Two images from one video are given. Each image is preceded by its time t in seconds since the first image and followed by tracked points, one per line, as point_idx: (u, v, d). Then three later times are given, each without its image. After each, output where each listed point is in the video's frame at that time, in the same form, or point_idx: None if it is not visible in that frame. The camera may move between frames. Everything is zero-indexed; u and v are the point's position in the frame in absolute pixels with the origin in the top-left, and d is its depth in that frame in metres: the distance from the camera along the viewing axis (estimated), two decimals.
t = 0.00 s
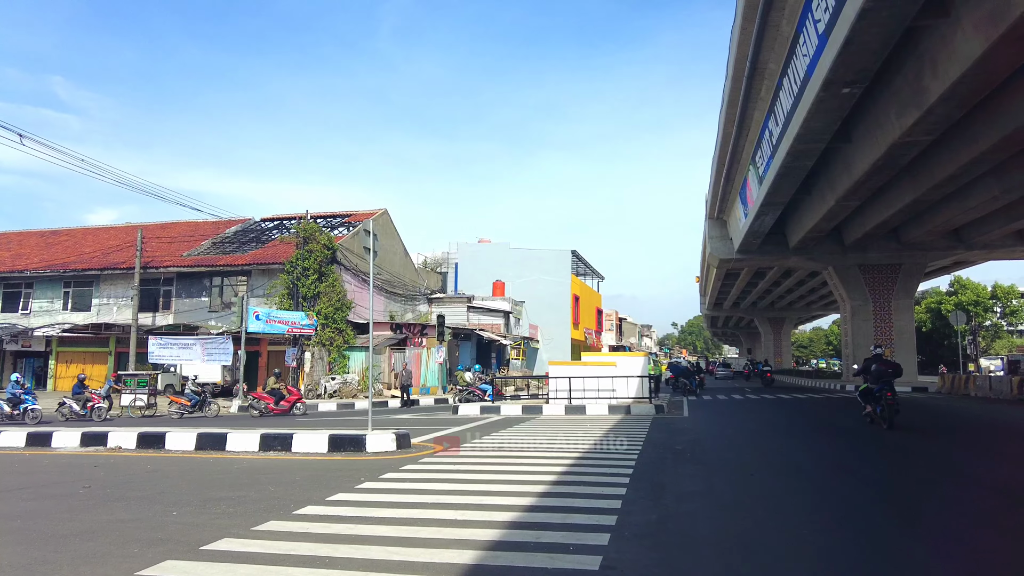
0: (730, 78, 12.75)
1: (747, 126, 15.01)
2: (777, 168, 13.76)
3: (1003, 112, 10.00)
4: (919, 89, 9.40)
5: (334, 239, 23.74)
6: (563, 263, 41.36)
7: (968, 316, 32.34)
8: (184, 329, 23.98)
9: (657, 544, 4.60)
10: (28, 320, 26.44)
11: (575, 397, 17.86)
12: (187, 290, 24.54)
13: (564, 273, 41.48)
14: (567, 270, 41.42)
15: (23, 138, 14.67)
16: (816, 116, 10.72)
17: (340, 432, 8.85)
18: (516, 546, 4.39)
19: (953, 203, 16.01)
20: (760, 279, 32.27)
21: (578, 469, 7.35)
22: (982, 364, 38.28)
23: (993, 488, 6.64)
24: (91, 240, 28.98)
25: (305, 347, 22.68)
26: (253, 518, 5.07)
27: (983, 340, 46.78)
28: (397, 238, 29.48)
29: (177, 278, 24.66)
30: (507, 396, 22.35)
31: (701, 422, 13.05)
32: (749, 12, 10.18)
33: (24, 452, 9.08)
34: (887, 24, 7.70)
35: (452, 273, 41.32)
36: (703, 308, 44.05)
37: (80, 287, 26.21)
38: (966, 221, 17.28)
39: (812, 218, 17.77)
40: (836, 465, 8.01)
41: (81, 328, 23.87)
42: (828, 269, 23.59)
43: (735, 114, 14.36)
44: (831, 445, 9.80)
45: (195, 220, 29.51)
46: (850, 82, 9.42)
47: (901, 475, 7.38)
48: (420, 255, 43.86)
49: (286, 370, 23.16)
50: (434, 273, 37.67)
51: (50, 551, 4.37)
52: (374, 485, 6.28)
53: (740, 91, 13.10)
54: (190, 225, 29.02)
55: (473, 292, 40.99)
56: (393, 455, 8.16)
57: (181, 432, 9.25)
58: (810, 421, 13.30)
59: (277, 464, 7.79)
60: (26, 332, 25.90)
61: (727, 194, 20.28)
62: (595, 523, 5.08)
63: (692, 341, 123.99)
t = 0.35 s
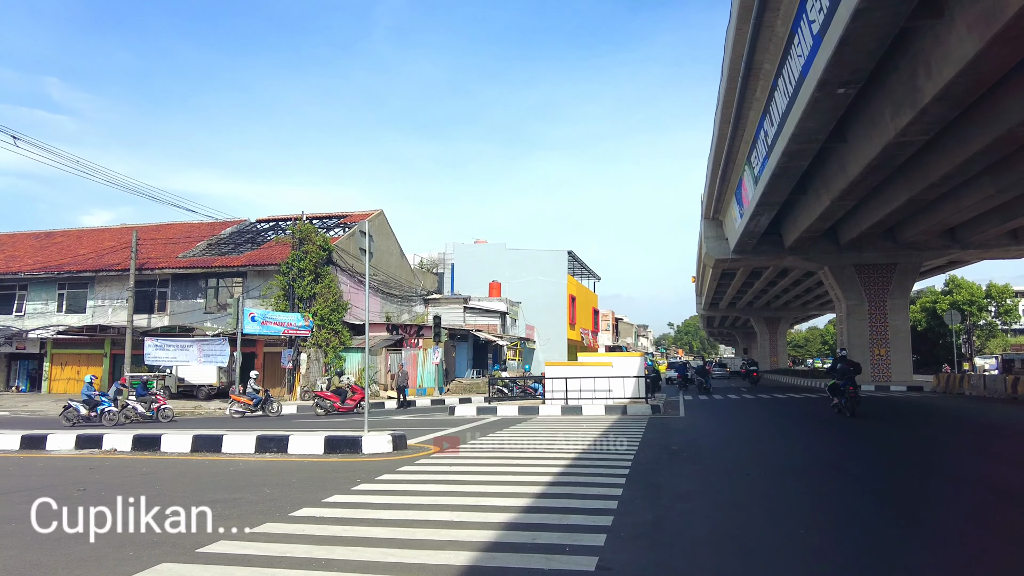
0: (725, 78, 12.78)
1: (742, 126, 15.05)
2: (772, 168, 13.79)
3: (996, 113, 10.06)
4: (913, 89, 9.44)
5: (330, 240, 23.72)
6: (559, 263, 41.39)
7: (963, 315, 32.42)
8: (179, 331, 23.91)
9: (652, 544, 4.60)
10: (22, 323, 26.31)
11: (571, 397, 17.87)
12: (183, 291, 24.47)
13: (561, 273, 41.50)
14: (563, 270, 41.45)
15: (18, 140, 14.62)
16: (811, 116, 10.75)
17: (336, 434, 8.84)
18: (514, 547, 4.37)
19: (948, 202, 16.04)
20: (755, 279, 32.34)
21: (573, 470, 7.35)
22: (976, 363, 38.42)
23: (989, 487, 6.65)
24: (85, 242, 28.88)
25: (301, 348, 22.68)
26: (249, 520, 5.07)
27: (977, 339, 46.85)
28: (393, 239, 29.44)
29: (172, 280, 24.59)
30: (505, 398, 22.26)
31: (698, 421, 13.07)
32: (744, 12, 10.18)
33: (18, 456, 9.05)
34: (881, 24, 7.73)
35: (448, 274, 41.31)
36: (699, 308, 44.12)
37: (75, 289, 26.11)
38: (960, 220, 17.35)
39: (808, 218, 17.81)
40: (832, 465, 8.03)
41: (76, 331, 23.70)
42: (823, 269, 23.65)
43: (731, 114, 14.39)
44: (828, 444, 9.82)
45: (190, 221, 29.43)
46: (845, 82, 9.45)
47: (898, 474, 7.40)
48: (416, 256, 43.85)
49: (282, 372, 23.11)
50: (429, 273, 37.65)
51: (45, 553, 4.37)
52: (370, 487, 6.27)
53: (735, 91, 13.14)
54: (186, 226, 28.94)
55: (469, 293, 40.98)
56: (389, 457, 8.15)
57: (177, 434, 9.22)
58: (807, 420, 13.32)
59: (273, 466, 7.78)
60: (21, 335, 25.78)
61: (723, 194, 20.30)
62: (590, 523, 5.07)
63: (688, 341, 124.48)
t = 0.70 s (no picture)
0: (721, 83, 12.82)
1: (738, 131, 15.09)
2: (768, 173, 13.84)
3: (990, 120, 10.13)
4: (908, 96, 9.49)
5: (326, 242, 23.67)
6: (555, 267, 41.43)
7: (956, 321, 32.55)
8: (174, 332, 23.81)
9: (646, 549, 4.59)
10: (15, 323, 26.19)
11: (566, 400, 17.87)
12: (178, 292, 24.40)
13: (557, 276, 41.54)
14: (559, 273, 41.50)
15: (12, 139, 14.56)
16: (806, 122, 10.79)
17: (331, 437, 8.81)
18: (509, 553, 4.36)
19: (942, 209, 16.12)
20: (750, 283, 32.43)
21: (568, 475, 7.33)
22: (969, 368, 38.56)
23: (983, 492, 6.67)
24: (80, 242, 28.77)
25: (296, 350, 22.53)
26: (243, 524, 5.05)
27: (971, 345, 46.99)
28: (389, 241, 29.41)
29: (167, 281, 24.51)
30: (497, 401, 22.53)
31: (693, 426, 13.07)
32: (740, 18, 10.21)
33: (9, 457, 8.98)
34: (877, 30, 7.76)
35: (444, 276, 41.31)
36: (694, 311, 44.21)
37: (69, 289, 26.00)
38: (954, 226, 17.43)
39: (803, 223, 17.87)
40: (827, 470, 8.04)
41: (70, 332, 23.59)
42: (818, 274, 23.74)
43: (727, 119, 14.43)
44: (822, 449, 9.85)
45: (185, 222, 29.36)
46: (840, 88, 9.50)
47: (892, 480, 7.41)
48: (412, 258, 43.82)
49: (276, 373, 23.08)
50: (425, 276, 37.60)
51: (37, 557, 4.35)
52: (365, 490, 6.25)
53: (731, 96, 13.18)
54: (181, 227, 28.87)
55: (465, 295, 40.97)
56: (384, 460, 8.14)
57: (171, 437, 9.18)
58: (801, 425, 13.35)
59: (267, 468, 7.76)
60: (13, 335, 25.64)
61: (718, 198, 20.34)
62: (585, 529, 5.06)
63: (683, 344, 124.78)
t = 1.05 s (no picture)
0: (718, 94, 12.89)
1: (735, 141, 15.16)
2: (765, 183, 13.88)
3: (985, 130, 10.18)
4: (904, 107, 9.54)
5: (324, 251, 23.67)
6: (554, 276, 41.47)
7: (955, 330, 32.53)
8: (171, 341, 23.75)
9: (643, 560, 4.57)
10: (12, 332, 26.12)
11: (564, 410, 17.80)
12: (176, 302, 24.35)
13: (555, 286, 41.56)
14: (557, 283, 41.52)
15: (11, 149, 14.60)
16: (803, 132, 10.84)
17: (327, 447, 8.77)
18: (505, 564, 4.32)
19: (939, 218, 16.17)
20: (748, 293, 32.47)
21: (566, 485, 7.29)
22: (968, 378, 38.54)
23: (983, 503, 6.63)
24: (78, 251, 28.74)
25: (294, 360, 22.48)
26: (237, 535, 5.01)
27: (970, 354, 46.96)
28: (387, 251, 29.44)
29: (165, 290, 24.47)
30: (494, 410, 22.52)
31: (691, 436, 13.03)
32: (737, 30, 10.26)
33: (3, 467, 8.93)
34: (872, 42, 7.82)
35: (443, 286, 41.32)
36: (693, 321, 44.21)
37: (67, 298, 25.95)
38: (951, 236, 17.48)
39: (800, 233, 17.91)
40: (825, 481, 8.01)
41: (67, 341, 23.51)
42: (816, 283, 23.76)
43: (724, 130, 14.49)
44: (821, 460, 9.81)
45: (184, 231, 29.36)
46: (837, 99, 9.54)
47: (890, 490, 7.37)
48: (411, 267, 43.84)
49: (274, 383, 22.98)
50: (424, 285, 37.61)
51: (29, 568, 4.30)
52: (361, 501, 6.22)
53: (728, 107, 13.24)
54: (180, 237, 28.87)
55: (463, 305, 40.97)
56: (381, 470, 8.10)
57: (167, 447, 9.13)
58: (800, 435, 13.31)
59: (263, 479, 7.71)
60: (10, 344, 25.56)
61: (716, 208, 20.39)
62: (581, 539, 5.02)
63: (682, 353, 124.83)
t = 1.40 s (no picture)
0: (710, 100, 12.94)
1: (727, 146, 15.21)
2: (757, 188, 13.94)
3: (974, 134, 10.25)
4: (894, 112, 9.59)
5: (316, 256, 23.60)
6: (547, 281, 41.49)
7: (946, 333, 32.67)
8: (163, 347, 23.61)
9: (637, 566, 4.56)
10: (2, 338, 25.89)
11: (558, 415, 17.78)
12: (167, 307, 24.21)
13: (549, 290, 41.56)
14: (551, 287, 41.53)
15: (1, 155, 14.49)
16: (795, 136, 10.89)
17: (319, 453, 8.72)
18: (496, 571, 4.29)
19: (929, 223, 16.28)
20: (741, 297, 32.57)
21: (559, 490, 7.25)
22: (959, 381, 38.75)
23: (976, 506, 6.66)
24: (69, 257, 28.54)
25: (286, 365, 22.42)
26: (226, 542, 4.95)
27: (961, 358, 47.21)
28: (380, 255, 29.37)
29: (157, 296, 24.32)
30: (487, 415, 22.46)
31: (684, 440, 13.01)
32: (729, 35, 10.30)
33: None
34: (863, 47, 7.86)
35: (436, 290, 41.28)
36: (686, 325, 44.30)
37: (57, 304, 25.75)
38: (941, 240, 17.60)
39: (792, 237, 17.99)
40: (817, 485, 8.02)
41: (56, 347, 23.32)
42: (808, 287, 23.85)
43: (716, 134, 14.54)
44: (814, 464, 9.83)
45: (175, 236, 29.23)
46: (828, 104, 9.59)
47: (881, 494, 7.40)
48: (404, 272, 43.77)
49: (267, 389, 22.87)
50: (417, 290, 37.55)
51: None
52: (353, 507, 6.17)
53: (720, 112, 13.29)
54: (171, 242, 28.72)
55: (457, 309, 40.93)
56: (373, 476, 8.06)
57: (156, 453, 9.05)
58: (793, 439, 13.32)
59: (254, 485, 7.65)
60: None
61: (708, 213, 20.48)
62: (574, 545, 5.00)
63: (676, 358, 125.57)
